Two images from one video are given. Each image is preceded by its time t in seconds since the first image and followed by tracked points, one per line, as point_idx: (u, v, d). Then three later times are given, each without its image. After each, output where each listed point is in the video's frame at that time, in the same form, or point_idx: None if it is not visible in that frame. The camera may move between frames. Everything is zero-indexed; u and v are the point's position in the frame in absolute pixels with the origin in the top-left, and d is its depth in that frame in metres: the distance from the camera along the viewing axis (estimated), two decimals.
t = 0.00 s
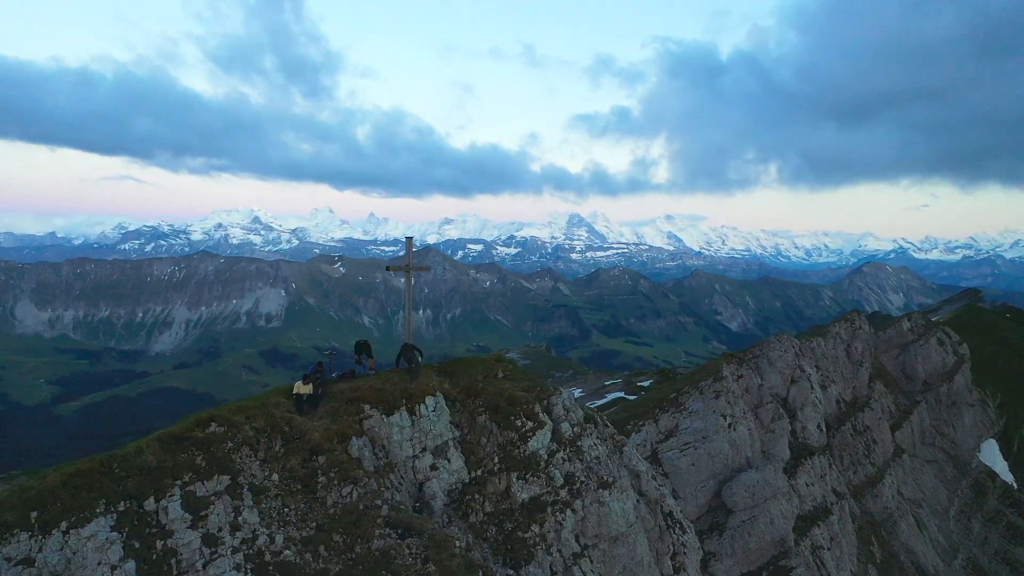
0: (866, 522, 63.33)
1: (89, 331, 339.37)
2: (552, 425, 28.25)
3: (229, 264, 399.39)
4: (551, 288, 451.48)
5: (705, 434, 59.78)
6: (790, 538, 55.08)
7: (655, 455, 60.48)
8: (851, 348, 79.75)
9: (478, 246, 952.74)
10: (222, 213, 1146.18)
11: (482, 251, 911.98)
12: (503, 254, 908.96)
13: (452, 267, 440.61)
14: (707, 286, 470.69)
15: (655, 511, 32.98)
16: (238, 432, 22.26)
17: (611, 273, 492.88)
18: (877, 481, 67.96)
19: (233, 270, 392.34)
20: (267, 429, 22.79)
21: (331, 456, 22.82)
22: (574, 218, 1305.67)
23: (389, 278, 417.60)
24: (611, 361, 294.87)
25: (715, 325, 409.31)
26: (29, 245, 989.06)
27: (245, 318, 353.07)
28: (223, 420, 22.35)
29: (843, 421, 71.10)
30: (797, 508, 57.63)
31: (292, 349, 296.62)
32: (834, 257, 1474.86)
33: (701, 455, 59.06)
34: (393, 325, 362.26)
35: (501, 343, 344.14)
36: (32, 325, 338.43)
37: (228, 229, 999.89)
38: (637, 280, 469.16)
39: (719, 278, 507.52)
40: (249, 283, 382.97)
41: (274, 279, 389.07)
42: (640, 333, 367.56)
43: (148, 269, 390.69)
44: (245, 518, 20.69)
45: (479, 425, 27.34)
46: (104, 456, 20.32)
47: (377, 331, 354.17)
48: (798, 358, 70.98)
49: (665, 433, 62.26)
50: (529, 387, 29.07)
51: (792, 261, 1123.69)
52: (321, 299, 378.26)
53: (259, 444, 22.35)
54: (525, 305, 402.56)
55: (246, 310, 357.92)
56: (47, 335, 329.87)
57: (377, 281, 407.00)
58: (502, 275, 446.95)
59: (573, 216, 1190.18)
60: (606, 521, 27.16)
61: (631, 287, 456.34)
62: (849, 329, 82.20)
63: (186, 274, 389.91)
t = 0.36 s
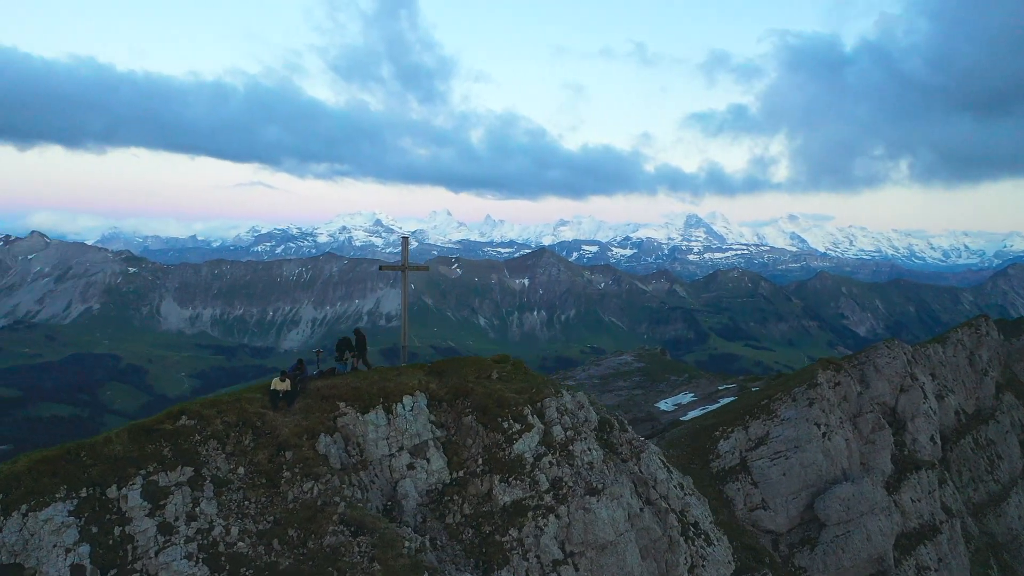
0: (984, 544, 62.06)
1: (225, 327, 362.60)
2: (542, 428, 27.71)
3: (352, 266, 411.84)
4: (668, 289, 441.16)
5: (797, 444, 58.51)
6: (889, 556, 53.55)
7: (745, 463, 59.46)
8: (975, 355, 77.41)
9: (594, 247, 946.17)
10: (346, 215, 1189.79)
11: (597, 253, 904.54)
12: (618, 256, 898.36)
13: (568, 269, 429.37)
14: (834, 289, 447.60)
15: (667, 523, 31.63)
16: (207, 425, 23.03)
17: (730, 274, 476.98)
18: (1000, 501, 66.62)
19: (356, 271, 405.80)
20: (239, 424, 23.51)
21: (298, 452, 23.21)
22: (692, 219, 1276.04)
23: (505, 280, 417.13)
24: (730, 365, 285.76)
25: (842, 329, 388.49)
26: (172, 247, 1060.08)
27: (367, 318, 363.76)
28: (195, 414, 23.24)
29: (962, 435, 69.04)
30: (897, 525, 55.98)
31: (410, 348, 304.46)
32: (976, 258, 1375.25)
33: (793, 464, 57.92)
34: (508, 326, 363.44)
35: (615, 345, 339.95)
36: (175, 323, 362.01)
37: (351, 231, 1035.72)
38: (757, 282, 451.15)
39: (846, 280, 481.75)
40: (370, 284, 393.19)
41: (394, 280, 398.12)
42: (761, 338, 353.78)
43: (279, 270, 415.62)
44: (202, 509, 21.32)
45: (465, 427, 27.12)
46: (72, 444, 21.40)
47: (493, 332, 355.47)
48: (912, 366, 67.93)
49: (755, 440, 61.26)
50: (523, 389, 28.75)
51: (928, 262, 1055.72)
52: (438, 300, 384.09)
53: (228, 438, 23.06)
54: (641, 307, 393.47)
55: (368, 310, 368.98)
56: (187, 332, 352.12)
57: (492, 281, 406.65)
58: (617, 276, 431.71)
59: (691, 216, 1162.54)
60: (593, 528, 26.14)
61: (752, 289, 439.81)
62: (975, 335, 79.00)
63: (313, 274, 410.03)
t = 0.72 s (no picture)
0: None
1: (285, 327, 370.70)
2: (538, 430, 27.49)
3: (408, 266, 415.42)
4: (724, 289, 434.47)
5: (844, 448, 59.38)
6: (940, 565, 53.66)
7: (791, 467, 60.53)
8: None
9: (649, 247, 937.38)
10: (402, 216, 1203.07)
11: (652, 254, 895.72)
12: (674, 256, 887.64)
13: (622, 269, 424.63)
14: (898, 290, 434.07)
15: (673, 528, 30.91)
16: (197, 422, 23.53)
17: (789, 275, 466.83)
18: None
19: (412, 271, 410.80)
20: (228, 421, 23.96)
21: (284, 450, 23.46)
22: (750, 219, 1253.23)
23: (559, 280, 416.08)
24: (788, 368, 280.05)
25: (907, 331, 376.33)
26: (235, 249, 1088.11)
27: (422, 318, 367.82)
28: (185, 410, 23.74)
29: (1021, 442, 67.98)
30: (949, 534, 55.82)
31: (464, 348, 306.61)
32: None
33: (840, 471, 58.61)
34: (562, 326, 362.42)
35: (670, 346, 336.51)
36: (237, 322, 371.86)
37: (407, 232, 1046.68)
38: (817, 283, 440.18)
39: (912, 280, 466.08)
40: (425, 284, 396.71)
41: (449, 280, 401.30)
42: (821, 341, 345.42)
43: (337, 270, 422.42)
44: (186, 504, 21.73)
45: (459, 426, 27.07)
46: (64, 438, 21.97)
47: (546, 332, 355.57)
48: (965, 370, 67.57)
49: (800, 445, 62.23)
50: (521, 390, 28.67)
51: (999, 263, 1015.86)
52: (492, 300, 385.50)
53: (217, 435, 23.47)
54: (698, 309, 384.39)
55: (423, 310, 372.87)
56: (248, 330, 361.00)
57: (546, 281, 405.90)
58: (673, 276, 424.77)
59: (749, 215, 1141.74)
60: (587, 531, 25.88)
61: (812, 290, 429.84)
62: None
63: (370, 274, 415.41)
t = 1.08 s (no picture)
0: None
1: (317, 327, 374.54)
2: (535, 431, 27.34)
3: (440, 266, 416.85)
4: (758, 290, 429.77)
5: (874, 452, 58.97)
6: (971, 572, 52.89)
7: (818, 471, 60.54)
8: None
9: (681, 247, 930.45)
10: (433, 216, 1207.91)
11: (685, 253, 889.30)
12: (706, 256, 879.34)
13: (653, 270, 422.19)
14: (937, 291, 425.63)
15: (675, 532, 30.53)
16: (191, 421, 23.79)
17: (824, 275, 460.28)
18: None
19: (444, 271, 412.50)
20: (222, 420, 24.22)
21: (277, 449, 23.65)
22: (785, 219, 1238.17)
23: (590, 280, 414.58)
24: (823, 369, 276.34)
25: (946, 333, 368.92)
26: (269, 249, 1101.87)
27: (453, 317, 369.32)
28: (180, 409, 24.02)
29: None
30: (980, 540, 55.29)
31: (496, 348, 307.51)
32: None
33: (868, 474, 58.32)
34: (594, 326, 361.45)
35: (702, 346, 333.78)
36: (271, 321, 375.89)
37: (438, 232, 1050.46)
38: (853, 283, 433.57)
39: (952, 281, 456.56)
40: (457, 284, 397.83)
41: (480, 280, 402.16)
42: (857, 343, 340.00)
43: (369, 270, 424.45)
44: (178, 502, 21.95)
45: (455, 426, 27.03)
46: (59, 436, 22.36)
47: (578, 332, 354.90)
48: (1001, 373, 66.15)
49: (827, 448, 62.01)
50: (518, 391, 28.60)
51: None
52: (524, 300, 385.57)
53: (211, 433, 23.75)
54: (729, 309, 380.29)
55: (454, 310, 374.37)
56: (282, 330, 365.20)
57: (578, 281, 404.84)
58: (705, 277, 421.09)
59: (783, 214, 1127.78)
60: (583, 533, 25.68)
61: (848, 290, 423.29)
62: None
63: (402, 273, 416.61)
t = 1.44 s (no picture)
0: None
1: (342, 327, 377.16)
2: (533, 431, 27.27)
3: (463, 266, 418.06)
4: (783, 290, 426.03)
5: (894, 455, 58.35)
6: None
7: (838, 473, 60.01)
8: None
9: (706, 248, 924.30)
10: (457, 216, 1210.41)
11: (709, 254, 884.17)
12: (731, 256, 873.01)
13: (677, 270, 418.68)
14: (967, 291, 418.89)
15: (677, 534, 30.29)
16: (188, 420, 24.00)
17: (851, 275, 455.04)
18: None
19: (467, 271, 413.55)
20: (219, 419, 24.39)
21: (273, 449, 23.81)
22: (810, 219, 1226.12)
23: (614, 280, 413.37)
24: (850, 370, 272.84)
25: (976, 333, 363.07)
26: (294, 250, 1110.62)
27: (477, 317, 370.41)
28: (177, 408, 24.31)
29: None
30: (1004, 546, 54.42)
31: (519, 348, 307.59)
32: None
33: (888, 477, 57.87)
34: (618, 326, 360.32)
35: (727, 347, 331.53)
36: (296, 321, 381.09)
37: (462, 232, 1052.57)
38: (881, 284, 427.77)
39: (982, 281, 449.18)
40: (480, 285, 398.76)
41: (503, 280, 402.33)
42: (885, 343, 335.68)
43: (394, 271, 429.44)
44: (172, 501, 22.11)
45: (452, 427, 27.01)
46: (57, 434, 22.68)
47: (601, 333, 354.34)
48: None
49: (848, 450, 61.36)
50: (516, 391, 28.50)
51: None
52: (547, 300, 385.42)
53: (208, 432, 23.94)
54: (755, 309, 375.72)
55: (477, 310, 375.49)
56: (307, 330, 368.16)
57: (601, 281, 403.77)
58: (729, 278, 416.75)
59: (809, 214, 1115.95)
60: (578, 536, 25.47)
61: (875, 291, 418.28)
62: None
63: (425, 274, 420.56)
